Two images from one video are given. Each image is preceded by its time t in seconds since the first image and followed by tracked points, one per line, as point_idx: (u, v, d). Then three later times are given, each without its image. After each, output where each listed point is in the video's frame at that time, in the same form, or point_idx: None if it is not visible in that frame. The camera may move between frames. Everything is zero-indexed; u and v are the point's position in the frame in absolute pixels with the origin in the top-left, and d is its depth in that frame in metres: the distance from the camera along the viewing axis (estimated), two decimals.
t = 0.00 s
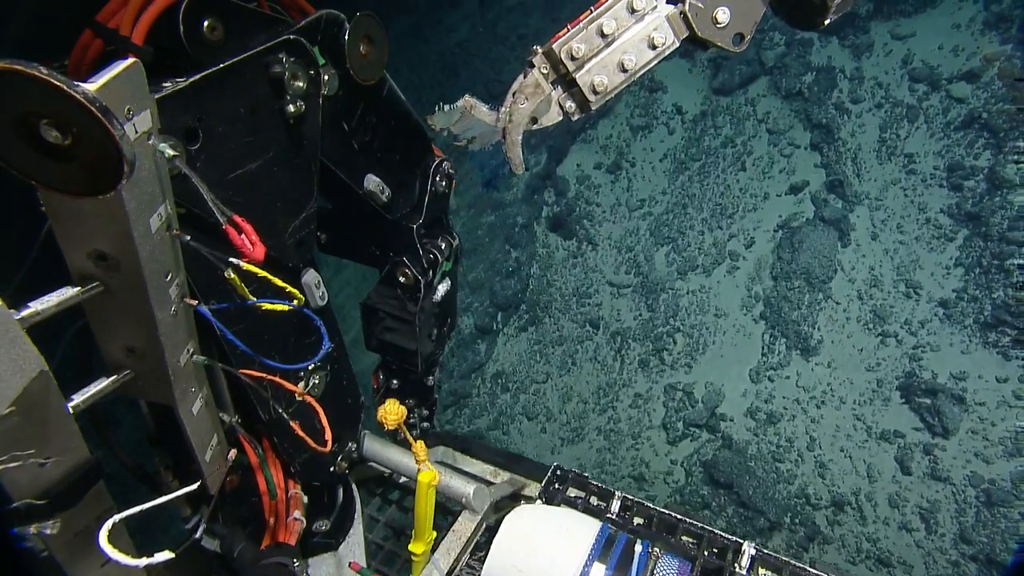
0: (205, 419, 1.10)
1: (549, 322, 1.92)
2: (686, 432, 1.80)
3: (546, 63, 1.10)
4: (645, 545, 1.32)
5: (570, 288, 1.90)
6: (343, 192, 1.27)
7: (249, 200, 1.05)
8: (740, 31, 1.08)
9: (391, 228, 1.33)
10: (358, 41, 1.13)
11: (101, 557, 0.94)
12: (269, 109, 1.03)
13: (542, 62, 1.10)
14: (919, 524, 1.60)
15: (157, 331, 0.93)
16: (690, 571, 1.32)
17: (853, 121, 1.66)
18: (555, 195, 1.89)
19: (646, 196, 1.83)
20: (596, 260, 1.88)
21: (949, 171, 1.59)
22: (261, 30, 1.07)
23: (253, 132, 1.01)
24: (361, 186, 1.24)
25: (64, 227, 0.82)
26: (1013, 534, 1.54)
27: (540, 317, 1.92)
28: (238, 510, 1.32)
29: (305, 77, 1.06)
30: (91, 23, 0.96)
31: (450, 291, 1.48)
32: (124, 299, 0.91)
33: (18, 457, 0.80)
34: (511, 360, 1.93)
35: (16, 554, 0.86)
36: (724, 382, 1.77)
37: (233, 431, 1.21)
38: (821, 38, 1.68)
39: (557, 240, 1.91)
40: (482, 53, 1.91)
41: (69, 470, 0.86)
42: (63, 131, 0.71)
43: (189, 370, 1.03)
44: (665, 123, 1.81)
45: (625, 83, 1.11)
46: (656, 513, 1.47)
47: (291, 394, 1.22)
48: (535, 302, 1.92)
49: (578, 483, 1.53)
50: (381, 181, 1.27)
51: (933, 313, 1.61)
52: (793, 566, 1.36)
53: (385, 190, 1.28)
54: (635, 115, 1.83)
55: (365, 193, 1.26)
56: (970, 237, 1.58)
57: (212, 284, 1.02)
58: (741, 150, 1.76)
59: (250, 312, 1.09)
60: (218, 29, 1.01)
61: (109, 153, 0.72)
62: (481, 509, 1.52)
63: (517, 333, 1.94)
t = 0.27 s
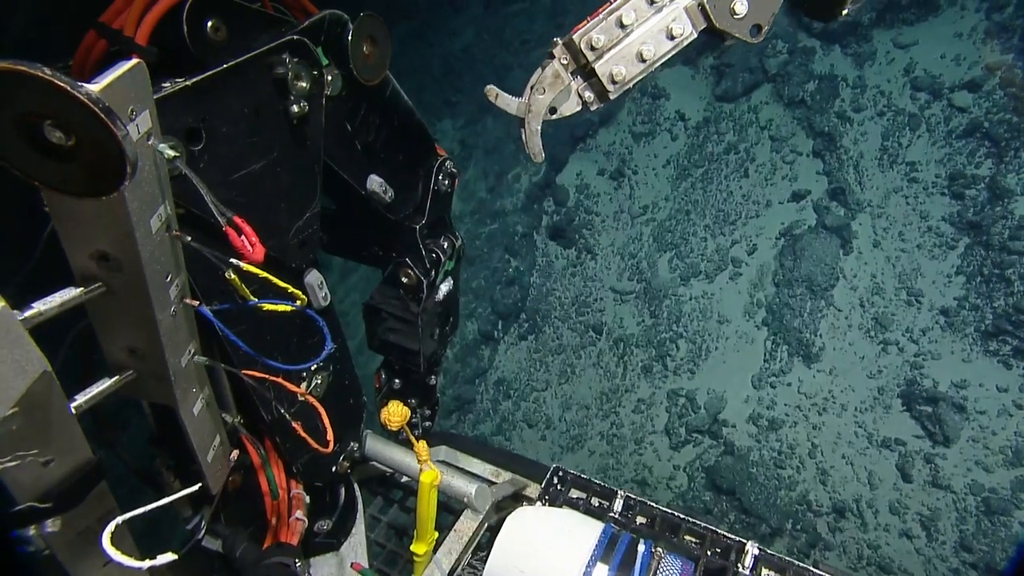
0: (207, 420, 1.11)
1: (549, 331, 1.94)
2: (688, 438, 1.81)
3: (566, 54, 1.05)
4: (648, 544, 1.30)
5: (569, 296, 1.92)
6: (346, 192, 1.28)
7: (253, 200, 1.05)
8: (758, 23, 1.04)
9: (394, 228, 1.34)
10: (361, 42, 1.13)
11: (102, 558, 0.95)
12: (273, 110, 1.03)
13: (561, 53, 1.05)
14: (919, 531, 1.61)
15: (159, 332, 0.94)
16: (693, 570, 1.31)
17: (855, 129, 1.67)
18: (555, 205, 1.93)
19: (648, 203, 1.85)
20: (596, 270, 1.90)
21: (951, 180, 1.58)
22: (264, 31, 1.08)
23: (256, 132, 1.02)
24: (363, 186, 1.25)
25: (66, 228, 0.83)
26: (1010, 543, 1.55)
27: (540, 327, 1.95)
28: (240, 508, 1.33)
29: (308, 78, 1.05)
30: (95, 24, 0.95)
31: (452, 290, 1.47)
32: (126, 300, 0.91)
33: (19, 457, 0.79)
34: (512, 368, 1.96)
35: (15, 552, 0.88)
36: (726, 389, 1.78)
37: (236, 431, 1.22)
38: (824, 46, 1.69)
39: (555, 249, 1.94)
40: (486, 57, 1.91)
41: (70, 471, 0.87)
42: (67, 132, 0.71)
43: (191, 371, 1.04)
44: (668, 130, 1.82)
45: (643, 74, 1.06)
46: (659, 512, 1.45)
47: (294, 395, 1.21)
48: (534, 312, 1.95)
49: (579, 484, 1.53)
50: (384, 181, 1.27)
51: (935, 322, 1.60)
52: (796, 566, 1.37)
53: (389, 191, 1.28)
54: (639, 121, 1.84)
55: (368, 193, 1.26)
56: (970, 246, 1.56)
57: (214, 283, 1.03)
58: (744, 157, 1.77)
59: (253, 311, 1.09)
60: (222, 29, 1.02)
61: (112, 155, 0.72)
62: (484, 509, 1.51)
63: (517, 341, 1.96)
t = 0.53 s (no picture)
0: (204, 423, 1.12)
1: (551, 337, 1.94)
2: (689, 445, 1.81)
3: (583, 49, 1.06)
4: (649, 548, 1.32)
5: (571, 303, 1.93)
6: (345, 194, 1.27)
7: (250, 202, 1.05)
8: (773, 18, 1.06)
9: (394, 230, 1.35)
10: (360, 42, 1.13)
11: (97, 562, 0.94)
12: (271, 111, 1.03)
13: (579, 48, 1.06)
14: (919, 539, 1.60)
15: (156, 336, 0.95)
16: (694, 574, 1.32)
17: (855, 137, 1.68)
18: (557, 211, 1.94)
19: (650, 210, 1.86)
20: (598, 276, 1.91)
21: (950, 189, 1.59)
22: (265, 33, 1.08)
23: (254, 134, 1.02)
24: (363, 189, 1.25)
25: (62, 232, 0.84)
26: (1009, 552, 1.54)
27: (542, 333, 1.95)
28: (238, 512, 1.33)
29: (306, 79, 1.05)
30: (92, 25, 0.98)
31: (452, 292, 1.48)
32: (122, 303, 0.92)
33: (12, 463, 0.80)
34: (514, 374, 1.96)
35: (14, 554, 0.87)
36: (727, 396, 1.78)
37: (233, 434, 1.22)
38: (824, 54, 1.71)
39: (558, 255, 1.95)
40: (488, 63, 1.93)
41: (66, 475, 0.87)
42: (60, 135, 0.72)
43: (188, 374, 1.05)
44: (670, 137, 1.83)
45: (660, 69, 1.07)
46: (660, 515, 1.46)
47: (292, 399, 1.21)
48: (536, 318, 1.96)
49: (579, 487, 1.53)
50: (383, 183, 1.27)
51: (934, 330, 1.61)
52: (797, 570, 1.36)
53: (388, 192, 1.28)
54: (640, 129, 1.85)
55: (367, 195, 1.26)
56: (969, 254, 1.58)
57: (211, 286, 1.03)
58: (744, 165, 1.78)
59: (251, 315, 1.09)
60: (219, 30, 1.02)
61: (107, 156, 0.72)
62: (483, 511, 1.51)
63: (519, 347, 1.97)
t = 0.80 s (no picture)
0: (200, 426, 1.12)
1: (551, 343, 1.95)
2: (689, 451, 1.82)
3: (594, 44, 1.07)
4: (648, 552, 1.32)
5: (572, 308, 1.94)
6: (343, 196, 1.27)
7: (246, 204, 1.05)
8: (783, 13, 1.05)
9: (391, 231, 1.35)
10: (357, 42, 1.14)
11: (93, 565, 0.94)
12: (267, 112, 1.03)
13: (589, 43, 1.07)
14: (916, 545, 1.62)
15: (149, 340, 0.95)
16: None
17: (853, 145, 1.68)
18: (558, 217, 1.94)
19: (650, 216, 1.86)
20: (598, 282, 1.92)
21: (948, 197, 1.59)
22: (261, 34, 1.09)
23: (250, 135, 1.02)
24: (360, 190, 1.25)
25: (54, 235, 0.84)
26: (1004, 557, 1.56)
27: (543, 339, 1.96)
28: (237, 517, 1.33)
29: (303, 79, 1.06)
30: (85, 26, 0.96)
31: (451, 294, 1.49)
32: (115, 307, 0.92)
33: (6, 468, 0.80)
34: (515, 380, 1.98)
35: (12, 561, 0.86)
36: (726, 402, 1.79)
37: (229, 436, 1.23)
38: (824, 62, 1.71)
39: (558, 261, 1.95)
40: (488, 68, 1.94)
41: (59, 479, 0.87)
42: (50, 138, 0.72)
43: (182, 378, 1.05)
44: (670, 143, 1.84)
45: (669, 64, 1.08)
46: (659, 518, 1.46)
47: (288, 402, 1.21)
48: (538, 324, 1.96)
49: (578, 490, 1.54)
50: (380, 185, 1.28)
51: (932, 337, 1.61)
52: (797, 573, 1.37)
53: (385, 194, 1.29)
54: (641, 135, 1.86)
55: (364, 197, 1.26)
56: (966, 262, 1.58)
57: (206, 289, 1.03)
58: (744, 171, 1.78)
59: (246, 317, 1.09)
60: (214, 31, 1.01)
61: (96, 159, 0.73)
62: (482, 514, 1.51)
63: (520, 353, 1.98)
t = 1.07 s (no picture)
0: (193, 432, 1.10)
1: (551, 349, 1.96)
2: (688, 456, 1.82)
3: (596, 48, 1.09)
4: (646, 556, 1.32)
5: (572, 315, 1.95)
6: (339, 198, 1.27)
7: (240, 207, 1.04)
8: (784, 16, 1.05)
9: (387, 233, 1.35)
10: (352, 43, 1.13)
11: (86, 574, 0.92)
12: (260, 114, 1.01)
13: (590, 47, 1.09)
14: (912, 551, 1.62)
15: (140, 344, 0.93)
16: None
17: (851, 152, 1.71)
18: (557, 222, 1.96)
19: (649, 223, 1.89)
20: (598, 288, 1.93)
21: (944, 205, 1.62)
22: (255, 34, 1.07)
23: (243, 138, 1.00)
24: (356, 192, 1.25)
25: (42, 240, 0.83)
26: (999, 565, 1.56)
27: (543, 346, 1.96)
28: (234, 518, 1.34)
29: (297, 81, 1.04)
30: (74, 27, 0.93)
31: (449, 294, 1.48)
32: (105, 311, 0.90)
33: None
34: (515, 387, 1.97)
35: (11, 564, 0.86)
36: (724, 408, 1.79)
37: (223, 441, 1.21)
38: (821, 70, 1.74)
39: (558, 267, 1.97)
40: (488, 74, 1.96)
41: (49, 487, 0.85)
42: (35, 141, 0.71)
43: (175, 382, 1.03)
44: (669, 149, 1.87)
45: (670, 68, 1.09)
46: (657, 521, 1.47)
47: (284, 406, 1.20)
48: (538, 330, 1.97)
49: (576, 492, 1.54)
50: (376, 186, 1.28)
51: (928, 344, 1.63)
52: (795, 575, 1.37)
53: (381, 196, 1.29)
54: (640, 140, 1.89)
55: (360, 199, 1.26)
56: (962, 270, 1.60)
57: (199, 294, 1.02)
58: (743, 178, 1.81)
59: (239, 319, 1.09)
60: (206, 32, 1.01)
61: (83, 163, 0.73)
62: (479, 518, 1.51)
63: (520, 360, 1.98)
